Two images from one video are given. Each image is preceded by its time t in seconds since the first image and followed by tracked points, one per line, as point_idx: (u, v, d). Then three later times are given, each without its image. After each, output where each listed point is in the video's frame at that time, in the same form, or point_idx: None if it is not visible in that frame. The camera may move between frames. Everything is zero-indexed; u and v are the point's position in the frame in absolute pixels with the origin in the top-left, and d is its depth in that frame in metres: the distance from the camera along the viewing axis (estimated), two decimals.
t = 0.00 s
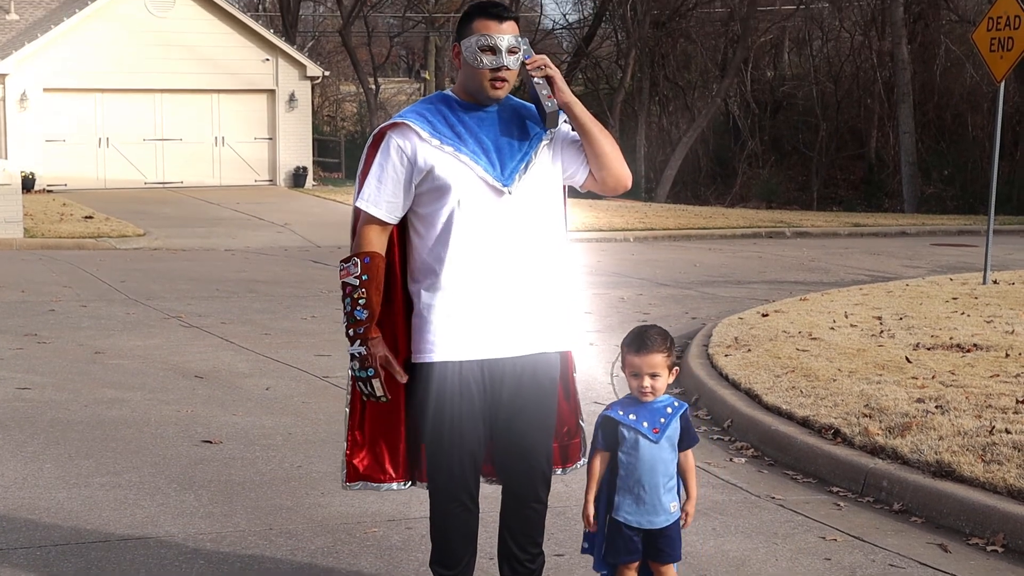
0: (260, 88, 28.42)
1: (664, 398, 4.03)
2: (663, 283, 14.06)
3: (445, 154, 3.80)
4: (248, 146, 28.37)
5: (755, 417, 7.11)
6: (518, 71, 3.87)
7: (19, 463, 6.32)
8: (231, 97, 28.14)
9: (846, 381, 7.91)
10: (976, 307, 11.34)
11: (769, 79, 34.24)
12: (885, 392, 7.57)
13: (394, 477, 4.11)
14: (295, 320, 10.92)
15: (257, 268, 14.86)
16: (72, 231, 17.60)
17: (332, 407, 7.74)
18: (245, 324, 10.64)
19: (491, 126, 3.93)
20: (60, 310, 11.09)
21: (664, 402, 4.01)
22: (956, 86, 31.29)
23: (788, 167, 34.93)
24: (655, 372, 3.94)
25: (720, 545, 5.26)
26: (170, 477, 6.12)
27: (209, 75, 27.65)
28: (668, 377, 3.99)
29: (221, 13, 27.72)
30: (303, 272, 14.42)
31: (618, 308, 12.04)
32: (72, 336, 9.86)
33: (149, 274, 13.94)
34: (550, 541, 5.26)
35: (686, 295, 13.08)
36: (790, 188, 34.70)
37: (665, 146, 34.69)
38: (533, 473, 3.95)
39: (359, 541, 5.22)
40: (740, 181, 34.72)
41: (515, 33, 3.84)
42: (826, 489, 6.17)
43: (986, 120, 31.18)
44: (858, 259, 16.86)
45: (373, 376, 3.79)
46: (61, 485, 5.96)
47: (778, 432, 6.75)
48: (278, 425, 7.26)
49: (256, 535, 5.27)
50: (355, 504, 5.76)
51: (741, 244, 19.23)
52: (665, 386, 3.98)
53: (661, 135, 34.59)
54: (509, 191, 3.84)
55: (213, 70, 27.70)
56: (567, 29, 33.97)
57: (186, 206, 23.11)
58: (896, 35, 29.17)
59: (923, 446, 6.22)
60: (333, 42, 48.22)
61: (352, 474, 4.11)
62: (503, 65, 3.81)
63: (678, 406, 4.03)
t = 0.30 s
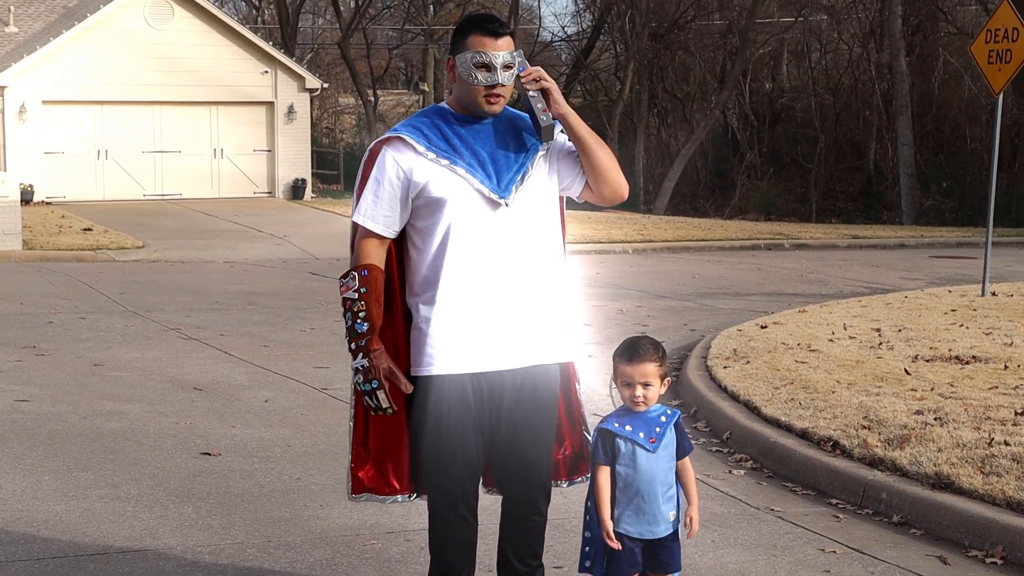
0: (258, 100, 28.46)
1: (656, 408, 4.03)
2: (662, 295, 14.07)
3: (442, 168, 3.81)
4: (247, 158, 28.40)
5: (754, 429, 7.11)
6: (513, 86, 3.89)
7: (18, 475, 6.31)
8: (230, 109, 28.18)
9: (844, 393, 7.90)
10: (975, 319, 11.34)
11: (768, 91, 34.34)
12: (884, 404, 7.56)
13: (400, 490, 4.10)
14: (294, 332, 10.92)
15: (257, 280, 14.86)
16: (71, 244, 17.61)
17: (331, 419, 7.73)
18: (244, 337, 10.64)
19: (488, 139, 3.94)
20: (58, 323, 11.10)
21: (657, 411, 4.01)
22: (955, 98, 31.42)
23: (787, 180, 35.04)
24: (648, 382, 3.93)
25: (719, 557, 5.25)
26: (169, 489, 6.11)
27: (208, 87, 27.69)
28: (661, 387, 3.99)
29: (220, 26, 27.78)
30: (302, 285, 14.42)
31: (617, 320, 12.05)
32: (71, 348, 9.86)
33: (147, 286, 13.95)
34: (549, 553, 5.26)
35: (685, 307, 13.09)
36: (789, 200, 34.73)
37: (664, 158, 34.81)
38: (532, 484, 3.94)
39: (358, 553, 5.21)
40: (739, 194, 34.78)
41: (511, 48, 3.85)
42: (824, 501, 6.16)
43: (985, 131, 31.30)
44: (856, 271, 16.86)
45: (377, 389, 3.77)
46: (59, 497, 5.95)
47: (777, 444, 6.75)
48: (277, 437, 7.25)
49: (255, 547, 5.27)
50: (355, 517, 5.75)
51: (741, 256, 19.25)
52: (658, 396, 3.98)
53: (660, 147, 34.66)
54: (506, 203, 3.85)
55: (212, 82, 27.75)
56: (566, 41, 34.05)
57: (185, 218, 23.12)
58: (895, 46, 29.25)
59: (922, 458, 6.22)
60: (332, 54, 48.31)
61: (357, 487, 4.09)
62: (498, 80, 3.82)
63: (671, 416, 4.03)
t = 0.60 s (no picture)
0: (257, 106, 28.47)
1: (657, 414, 4.03)
2: (660, 301, 14.07)
3: (440, 172, 3.82)
4: (245, 164, 28.40)
5: (753, 434, 7.11)
6: (510, 87, 3.90)
7: (15, 481, 6.31)
8: (229, 115, 28.20)
9: (843, 399, 7.90)
10: (974, 325, 11.35)
11: (766, 97, 34.42)
12: (882, 410, 7.56)
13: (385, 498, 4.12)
14: (292, 339, 10.92)
15: (255, 286, 14.85)
16: (69, 250, 17.60)
17: (329, 425, 7.72)
18: (242, 343, 10.64)
19: (486, 140, 3.95)
20: (57, 329, 11.09)
21: (658, 418, 4.01)
22: (953, 105, 31.60)
23: (785, 185, 35.05)
24: (651, 388, 3.95)
25: (717, 563, 5.25)
26: (167, 495, 6.10)
27: (207, 93, 27.74)
28: (663, 392, 4.00)
29: (218, 33, 27.84)
30: (300, 291, 14.42)
31: (615, 326, 12.06)
32: (69, 354, 9.86)
33: (145, 292, 13.95)
34: (547, 560, 5.25)
35: (683, 313, 13.10)
36: (787, 206, 34.76)
37: (662, 164, 34.94)
38: (531, 490, 3.93)
39: (356, 559, 5.21)
40: (737, 200, 34.82)
41: (507, 49, 3.86)
42: (823, 506, 6.16)
43: (983, 137, 31.47)
44: (854, 277, 16.86)
45: (380, 393, 3.78)
46: (57, 503, 5.94)
47: (776, 450, 6.75)
48: (276, 442, 7.25)
49: (253, 554, 5.26)
50: (352, 523, 5.75)
51: (739, 262, 19.25)
52: (660, 401, 3.99)
53: (658, 154, 34.74)
54: (505, 206, 3.86)
55: (210, 88, 27.79)
56: (565, 48, 34.09)
57: (183, 224, 23.11)
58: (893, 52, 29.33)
59: (921, 464, 6.22)
60: (331, 61, 48.34)
61: (340, 490, 4.12)
62: (496, 81, 3.83)
63: (672, 421, 4.04)
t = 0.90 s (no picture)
0: (255, 107, 28.47)
1: (659, 415, 4.03)
2: (658, 301, 14.08)
3: (435, 167, 3.80)
4: (243, 165, 28.39)
5: (751, 435, 7.11)
6: (507, 83, 3.89)
7: (14, 482, 6.32)
8: (227, 116, 28.19)
9: (841, 400, 7.90)
10: (972, 325, 11.35)
11: (765, 98, 34.40)
12: (880, 411, 7.56)
13: (348, 493, 4.16)
14: (291, 339, 10.92)
15: (253, 287, 14.86)
16: (68, 251, 17.60)
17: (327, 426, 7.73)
18: (241, 343, 10.65)
19: (484, 138, 3.94)
20: (55, 329, 11.10)
21: (660, 419, 4.01)
22: (951, 106, 31.73)
23: (783, 187, 35.20)
24: (655, 389, 3.96)
25: (714, 563, 5.26)
26: (165, 496, 6.11)
27: (206, 94, 27.74)
28: (666, 394, 4.01)
29: (217, 33, 27.85)
30: (298, 292, 14.43)
31: (614, 326, 12.06)
32: (67, 355, 9.87)
33: (144, 293, 13.96)
34: (546, 560, 5.26)
35: (681, 313, 13.11)
36: (785, 207, 34.78)
37: (660, 165, 35.07)
38: (527, 491, 3.94)
39: (354, 560, 5.21)
40: (735, 201, 34.86)
41: (504, 47, 3.87)
42: (822, 506, 6.16)
43: (981, 138, 31.34)
44: (853, 278, 16.87)
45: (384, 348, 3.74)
46: (55, 505, 5.94)
47: (774, 450, 6.75)
48: (274, 443, 7.27)
49: (251, 554, 5.26)
50: (351, 524, 5.75)
51: (737, 262, 19.29)
52: (663, 403, 4.00)
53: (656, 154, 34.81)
54: (501, 201, 3.84)
55: (209, 88, 27.80)
56: (563, 48, 34.15)
57: (182, 225, 23.10)
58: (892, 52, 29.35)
59: (919, 464, 6.22)
60: (330, 61, 48.37)
61: (312, 479, 4.20)
62: (493, 77, 3.83)
63: (673, 424, 4.03)
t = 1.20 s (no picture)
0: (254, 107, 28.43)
1: (660, 415, 4.03)
2: (657, 301, 14.08)
3: (429, 155, 3.81)
4: (242, 165, 28.35)
5: (750, 435, 7.10)
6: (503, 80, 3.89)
7: (13, 482, 6.31)
8: (226, 115, 28.13)
9: (840, 399, 7.90)
10: (971, 325, 11.35)
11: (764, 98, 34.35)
12: (879, 410, 7.56)
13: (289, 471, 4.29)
14: (289, 339, 10.91)
15: (251, 286, 14.85)
16: (66, 250, 17.58)
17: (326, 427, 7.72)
18: (239, 343, 10.64)
19: (481, 134, 3.93)
20: (54, 329, 11.10)
21: (661, 418, 4.01)
22: (950, 105, 31.83)
23: (782, 186, 35.22)
24: (658, 389, 3.97)
25: (713, 563, 5.26)
26: (163, 496, 6.10)
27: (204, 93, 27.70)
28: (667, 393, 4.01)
29: (215, 33, 27.85)
30: (296, 292, 14.42)
31: (612, 326, 12.05)
32: (66, 355, 9.86)
33: (142, 292, 13.95)
34: (545, 560, 5.25)
35: (680, 313, 13.11)
36: (784, 207, 34.81)
37: (659, 164, 35.11)
38: (527, 486, 3.94)
39: (353, 559, 5.21)
40: (734, 201, 34.88)
41: (500, 42, 3.87)
42: (821, 506, 6.16)
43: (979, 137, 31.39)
44: (852, 278, 16.88)
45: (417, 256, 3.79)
46: (54, 504, 5.93)
47: (773, 451, 6.75)
48: (272, 443, 7.26)
49: (250, 554, 5.26)
50: (350, 524, 5.74)
51: (736, 262, 19.29)
52: (664, 402, 4.00)
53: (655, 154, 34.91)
54: (494, 190, 3.81)
55: (208, 88, 27.76)
56: (562, 47, 34.17)
57: (180, 225, 23.09)
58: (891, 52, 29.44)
59: (918, 464, 6.22)
60: (328, 61, 48.31)
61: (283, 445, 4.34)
62: (489, 73, 3.83)
63: (674, 423, 4.02)
